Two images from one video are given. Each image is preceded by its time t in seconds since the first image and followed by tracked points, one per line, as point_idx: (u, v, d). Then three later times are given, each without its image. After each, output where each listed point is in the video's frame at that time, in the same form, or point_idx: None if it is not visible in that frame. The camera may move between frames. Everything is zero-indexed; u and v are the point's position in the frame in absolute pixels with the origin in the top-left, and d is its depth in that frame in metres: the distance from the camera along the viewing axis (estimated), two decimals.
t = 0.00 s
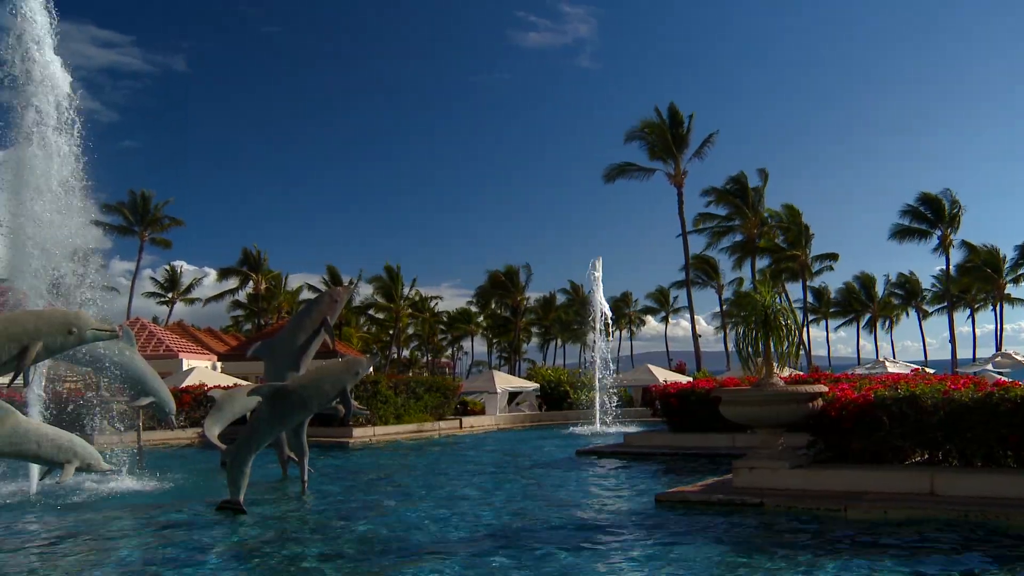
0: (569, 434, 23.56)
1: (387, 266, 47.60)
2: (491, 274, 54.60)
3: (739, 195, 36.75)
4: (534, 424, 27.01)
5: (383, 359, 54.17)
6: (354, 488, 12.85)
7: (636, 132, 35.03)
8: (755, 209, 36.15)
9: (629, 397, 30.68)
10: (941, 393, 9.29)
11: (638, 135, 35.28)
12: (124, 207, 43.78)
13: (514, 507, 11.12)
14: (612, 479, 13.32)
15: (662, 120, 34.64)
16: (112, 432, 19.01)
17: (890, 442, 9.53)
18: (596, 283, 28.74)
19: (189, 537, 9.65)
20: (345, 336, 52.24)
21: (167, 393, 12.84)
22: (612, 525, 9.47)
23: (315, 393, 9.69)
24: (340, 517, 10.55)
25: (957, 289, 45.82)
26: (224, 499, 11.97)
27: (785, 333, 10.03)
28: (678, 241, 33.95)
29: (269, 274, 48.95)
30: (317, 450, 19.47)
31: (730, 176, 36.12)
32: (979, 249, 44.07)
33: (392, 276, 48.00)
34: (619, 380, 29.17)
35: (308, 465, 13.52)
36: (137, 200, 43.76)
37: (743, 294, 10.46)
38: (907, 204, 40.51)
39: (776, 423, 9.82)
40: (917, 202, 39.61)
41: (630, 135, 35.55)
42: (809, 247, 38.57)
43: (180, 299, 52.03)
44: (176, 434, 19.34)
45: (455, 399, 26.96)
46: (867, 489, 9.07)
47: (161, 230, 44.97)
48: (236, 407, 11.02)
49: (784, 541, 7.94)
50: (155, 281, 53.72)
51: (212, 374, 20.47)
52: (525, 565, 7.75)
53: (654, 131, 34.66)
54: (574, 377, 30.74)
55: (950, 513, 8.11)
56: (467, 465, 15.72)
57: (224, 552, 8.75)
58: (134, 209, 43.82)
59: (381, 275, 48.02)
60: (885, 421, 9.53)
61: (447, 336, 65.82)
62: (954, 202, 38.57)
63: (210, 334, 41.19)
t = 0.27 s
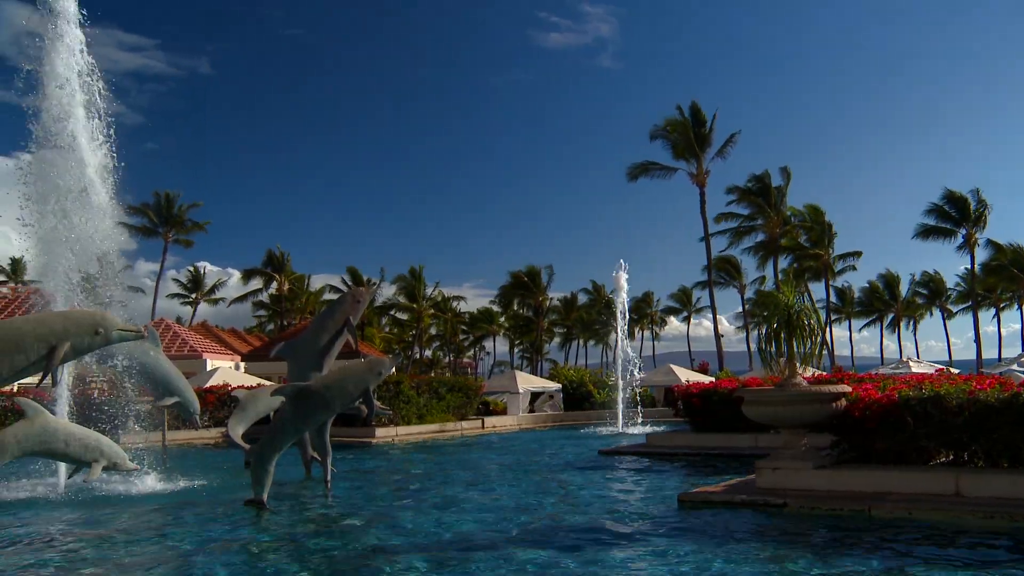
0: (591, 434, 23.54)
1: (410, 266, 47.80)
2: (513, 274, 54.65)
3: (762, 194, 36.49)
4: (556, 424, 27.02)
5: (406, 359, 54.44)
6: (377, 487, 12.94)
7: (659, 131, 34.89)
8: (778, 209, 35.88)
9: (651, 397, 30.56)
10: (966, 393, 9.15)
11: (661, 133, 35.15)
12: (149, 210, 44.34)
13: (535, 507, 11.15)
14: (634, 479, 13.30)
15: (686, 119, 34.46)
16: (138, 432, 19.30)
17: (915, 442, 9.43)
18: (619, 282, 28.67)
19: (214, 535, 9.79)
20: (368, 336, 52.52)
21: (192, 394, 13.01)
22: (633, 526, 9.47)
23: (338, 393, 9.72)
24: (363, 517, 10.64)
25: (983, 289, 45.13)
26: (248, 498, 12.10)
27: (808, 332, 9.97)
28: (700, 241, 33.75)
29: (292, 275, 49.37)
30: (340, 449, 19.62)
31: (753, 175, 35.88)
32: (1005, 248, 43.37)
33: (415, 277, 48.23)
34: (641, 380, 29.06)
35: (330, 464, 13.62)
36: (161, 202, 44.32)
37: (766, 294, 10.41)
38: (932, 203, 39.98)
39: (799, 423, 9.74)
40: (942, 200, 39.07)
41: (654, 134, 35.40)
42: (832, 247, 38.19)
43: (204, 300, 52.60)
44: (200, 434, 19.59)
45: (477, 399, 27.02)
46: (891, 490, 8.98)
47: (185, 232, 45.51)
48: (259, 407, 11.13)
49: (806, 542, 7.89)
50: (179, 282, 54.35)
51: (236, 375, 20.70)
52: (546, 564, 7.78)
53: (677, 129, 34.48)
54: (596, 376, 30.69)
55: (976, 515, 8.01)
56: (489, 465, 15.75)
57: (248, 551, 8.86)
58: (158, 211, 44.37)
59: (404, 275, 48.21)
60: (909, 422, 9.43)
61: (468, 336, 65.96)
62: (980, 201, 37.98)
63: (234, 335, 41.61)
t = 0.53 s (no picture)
0: (611, 434, 23.50)
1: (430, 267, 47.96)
2: (533, 274, 54.64)
3: (782, 193, 36.25)
4: (577, 424, 27.01)
5: (426, 358, 54.67)
6: (397, 488, 13.01)
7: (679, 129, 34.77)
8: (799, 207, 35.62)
9: (671, 397, 30.44)
10: (990, 393, 9.01)
11: (681, 131, 34.98)
12: (171, 211, 44.83)
13: (555, 507, 11.16)
14: (654, 480, 13.26)
15: (706, 117, 34.29)
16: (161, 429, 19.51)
17: (938, 442, 9.33)
18: (639, 282, 28.57)
19: (237, 534, 9.89)
20: (388, 336, 52.76)
21: (214, 393, 13.14)
22: (653, 526, 9.44)
23: (359, 393, 9.77)
24: (382, 517, 10.70)
25: (1008, 288, 44.46)
26: (269, 497, 12.21)
27: (829, 332, 9.89)
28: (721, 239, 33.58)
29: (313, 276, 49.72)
30: (360, 449, 19.74)
31: (774, 174, 35.66)
32: None
33: (436, 277, 48.40)
34: (661, 380, 28.96)
35: (351, 464, 13.70)
36: (183, 204, 44.80)
37: (786, 293, 10.33)
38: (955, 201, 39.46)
39: (820, 423, 9.66)
40: (965, 199, 38.55)
41: (674, 132, 35.26)
42: (853, 246, 37.82)
43: (225, 300, 53.08)
44: (223, 433, 19.80)
45: (497, 400, 27.07)
46: (913, 491, 8.89)
47: (207, 233, 45.97)
48: (280, 407, 11.22)
49: (828, 543, 7.83)
50: (201, 283, 54.87)
51: (257, 375, 20.90)
52: (565, 565, 7.78)
53: (697, 128, 34.32)
54: (616, 376, 30.62)
55: (1000, 516, 7.91)
56: (509, 465, 15.79)
57: (269, 550, 8.95)
58: (180, 213, 44.85)
59: (425, 276, 48.38)
60: (931, 422, 9.32)
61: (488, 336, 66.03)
62: (1004, 199, 37.41)
63: (255, 335, 41.96)
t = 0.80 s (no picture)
0: (635, 434, 23.45)
1: (454, 268, 48.08)
2: (556, 274, 54.59)
3: (806, 193, 35.96)
4: (600, 424, 26.97)
5: (450, 358, 54.80)
6: (420, 487, 13.10)
7: (702, 127, 34.62)
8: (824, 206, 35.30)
9: (695, 397, 30.28)
10: (1018, 393, 8.87)
11: (704, 130, 34.79)
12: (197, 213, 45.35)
13: (579, 507, 11.15)
14: (678, 480, 13.20)
15: (729, 115, 34.07)
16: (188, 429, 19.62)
17: (964, 443, 9.21)
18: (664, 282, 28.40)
19: (263, 533, 10.01)
20: (412, 336, 52.99)
21: (239, 394, 13.32)
22: (676, 526, 9.42)
23: (383, 393, 9.82)
24: (406, 516, 10.79)
25: None
26: (294, 496, 12.30)
27: (854, 332, 9.80)
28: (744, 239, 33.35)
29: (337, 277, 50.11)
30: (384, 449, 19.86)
31: (797, 173, 35.39)
32: None
33: (459, 277, 48.51)
34: (685, 380, 28.85)
35: (374, 464, 13.81)
36: (208, 205, 45.30)
37: (810, 293, 10.25)
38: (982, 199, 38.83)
39: (844, 424, 9.58)
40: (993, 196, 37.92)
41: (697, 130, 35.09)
42: (878, 246, 37.39)
43: (250, 301, 53.60)
44: (248, 433, 20.03)
45: (521, 400, 27.12)
46: (939, 492, 8.79)
47: (231, 234, 46.47)
48: (305, 407, 11.32)
49: (852, 544, 7.78)
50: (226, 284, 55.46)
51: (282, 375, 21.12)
52: (587, 565, 7.80)
53: (720, 126, 34.11)
54: (640, 376, 30.53)
55: None
56: (533, 465, 15.83)
57: (295, 549, 9.05)
58: (206, 214, 45.38)
59: (449, 276, 48.52)
60: (957, 423, 9.20)
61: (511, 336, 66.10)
62: None
63: (279, 335, 42.36)
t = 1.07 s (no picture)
0: (664, 435, 23.34)
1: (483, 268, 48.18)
2: (584, 274, 54.48)
3: (836, 191, 35.47)
4: (630, 424, 26.88)
5: (479, 358, 54.95)
6: (448, 487, 13.17)
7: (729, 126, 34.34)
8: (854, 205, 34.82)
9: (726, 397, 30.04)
10: None
11: (732, 129, 34.51)
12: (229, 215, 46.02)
13: (607, 507, 11.13)
14: (707, 480, 13.12)
15: (757, 113, 33.75)
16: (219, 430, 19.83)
17: (998, 444, 9.04)
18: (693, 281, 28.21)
19: (294, 531, 10.13)
20: (441, 336, 53.21)
21: (270, 394, 13.51)
22: (704, 527, 9.38)
23: (413, 393, 9.88)
24: (434, 515, 10.86)
25: None
26: (325, 496, 12.41)
27: (885, 332, 9.66)
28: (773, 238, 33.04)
29: (366, 278, 50.52)
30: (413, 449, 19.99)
31: (827, 171, 34.97)
32: None
33: (489, 278, 48.62)
34: (715, 380, 28.63)
35: (403, 464, 13.90)
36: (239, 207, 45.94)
37: (840, 293, 10.14)
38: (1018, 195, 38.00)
39: (876, 424, 9.45)
40: None
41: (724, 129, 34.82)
42: (910, 244, 36.78)
43: (280, 301, 54.23)
44: (279, 433, 20.29)
45: (550, 400, 27.12)
46: (973, 493, 8.64)
47: (263, 236, 47.06)
48: (335, 407, 11.42)
49: (884, 546, 7.69)
50: (257, 285, 56.18)
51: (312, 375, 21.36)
52: (615, 565, 7.80)
53: (748, 124, 33.82)
54: (669, 376, 30.35)
55: None
56: (561, 465, 15.83)
57: (326, 547, 9.16)
58: (237, 217, 46.03)
59: (478, 277, 48.64)
60: (991, 423, 9.03)
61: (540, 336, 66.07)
62: None
63: (310, 335, 42.80)
